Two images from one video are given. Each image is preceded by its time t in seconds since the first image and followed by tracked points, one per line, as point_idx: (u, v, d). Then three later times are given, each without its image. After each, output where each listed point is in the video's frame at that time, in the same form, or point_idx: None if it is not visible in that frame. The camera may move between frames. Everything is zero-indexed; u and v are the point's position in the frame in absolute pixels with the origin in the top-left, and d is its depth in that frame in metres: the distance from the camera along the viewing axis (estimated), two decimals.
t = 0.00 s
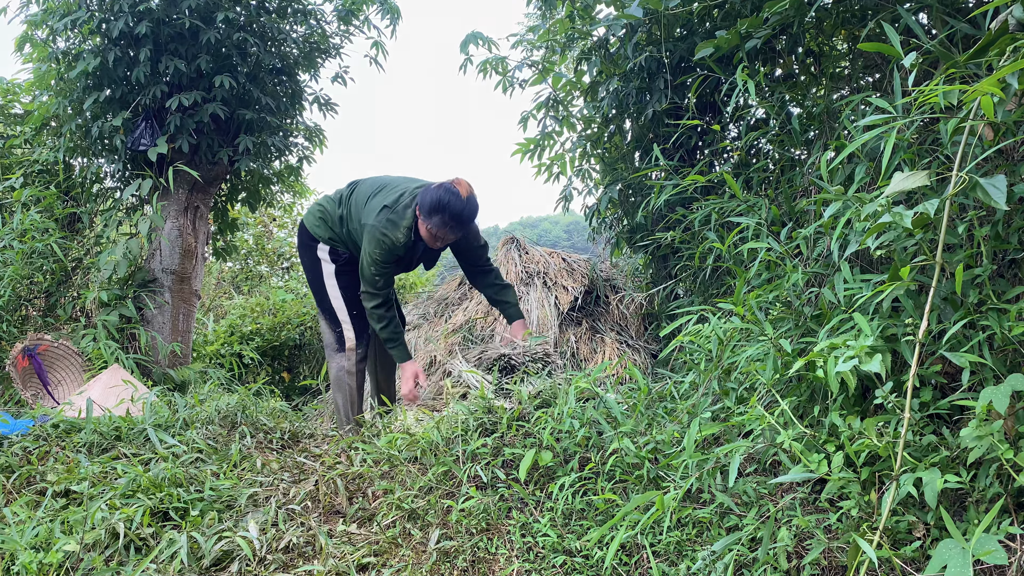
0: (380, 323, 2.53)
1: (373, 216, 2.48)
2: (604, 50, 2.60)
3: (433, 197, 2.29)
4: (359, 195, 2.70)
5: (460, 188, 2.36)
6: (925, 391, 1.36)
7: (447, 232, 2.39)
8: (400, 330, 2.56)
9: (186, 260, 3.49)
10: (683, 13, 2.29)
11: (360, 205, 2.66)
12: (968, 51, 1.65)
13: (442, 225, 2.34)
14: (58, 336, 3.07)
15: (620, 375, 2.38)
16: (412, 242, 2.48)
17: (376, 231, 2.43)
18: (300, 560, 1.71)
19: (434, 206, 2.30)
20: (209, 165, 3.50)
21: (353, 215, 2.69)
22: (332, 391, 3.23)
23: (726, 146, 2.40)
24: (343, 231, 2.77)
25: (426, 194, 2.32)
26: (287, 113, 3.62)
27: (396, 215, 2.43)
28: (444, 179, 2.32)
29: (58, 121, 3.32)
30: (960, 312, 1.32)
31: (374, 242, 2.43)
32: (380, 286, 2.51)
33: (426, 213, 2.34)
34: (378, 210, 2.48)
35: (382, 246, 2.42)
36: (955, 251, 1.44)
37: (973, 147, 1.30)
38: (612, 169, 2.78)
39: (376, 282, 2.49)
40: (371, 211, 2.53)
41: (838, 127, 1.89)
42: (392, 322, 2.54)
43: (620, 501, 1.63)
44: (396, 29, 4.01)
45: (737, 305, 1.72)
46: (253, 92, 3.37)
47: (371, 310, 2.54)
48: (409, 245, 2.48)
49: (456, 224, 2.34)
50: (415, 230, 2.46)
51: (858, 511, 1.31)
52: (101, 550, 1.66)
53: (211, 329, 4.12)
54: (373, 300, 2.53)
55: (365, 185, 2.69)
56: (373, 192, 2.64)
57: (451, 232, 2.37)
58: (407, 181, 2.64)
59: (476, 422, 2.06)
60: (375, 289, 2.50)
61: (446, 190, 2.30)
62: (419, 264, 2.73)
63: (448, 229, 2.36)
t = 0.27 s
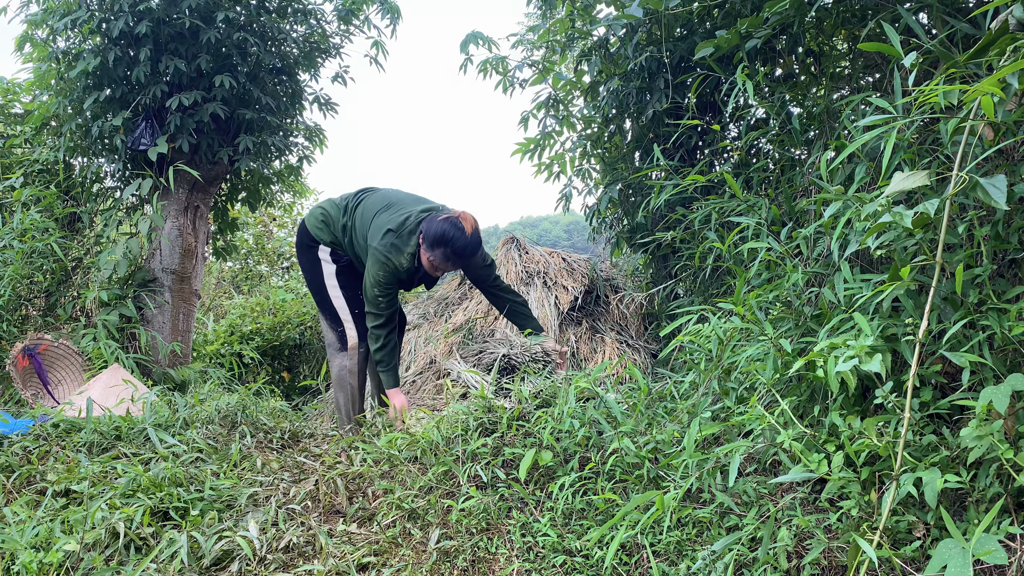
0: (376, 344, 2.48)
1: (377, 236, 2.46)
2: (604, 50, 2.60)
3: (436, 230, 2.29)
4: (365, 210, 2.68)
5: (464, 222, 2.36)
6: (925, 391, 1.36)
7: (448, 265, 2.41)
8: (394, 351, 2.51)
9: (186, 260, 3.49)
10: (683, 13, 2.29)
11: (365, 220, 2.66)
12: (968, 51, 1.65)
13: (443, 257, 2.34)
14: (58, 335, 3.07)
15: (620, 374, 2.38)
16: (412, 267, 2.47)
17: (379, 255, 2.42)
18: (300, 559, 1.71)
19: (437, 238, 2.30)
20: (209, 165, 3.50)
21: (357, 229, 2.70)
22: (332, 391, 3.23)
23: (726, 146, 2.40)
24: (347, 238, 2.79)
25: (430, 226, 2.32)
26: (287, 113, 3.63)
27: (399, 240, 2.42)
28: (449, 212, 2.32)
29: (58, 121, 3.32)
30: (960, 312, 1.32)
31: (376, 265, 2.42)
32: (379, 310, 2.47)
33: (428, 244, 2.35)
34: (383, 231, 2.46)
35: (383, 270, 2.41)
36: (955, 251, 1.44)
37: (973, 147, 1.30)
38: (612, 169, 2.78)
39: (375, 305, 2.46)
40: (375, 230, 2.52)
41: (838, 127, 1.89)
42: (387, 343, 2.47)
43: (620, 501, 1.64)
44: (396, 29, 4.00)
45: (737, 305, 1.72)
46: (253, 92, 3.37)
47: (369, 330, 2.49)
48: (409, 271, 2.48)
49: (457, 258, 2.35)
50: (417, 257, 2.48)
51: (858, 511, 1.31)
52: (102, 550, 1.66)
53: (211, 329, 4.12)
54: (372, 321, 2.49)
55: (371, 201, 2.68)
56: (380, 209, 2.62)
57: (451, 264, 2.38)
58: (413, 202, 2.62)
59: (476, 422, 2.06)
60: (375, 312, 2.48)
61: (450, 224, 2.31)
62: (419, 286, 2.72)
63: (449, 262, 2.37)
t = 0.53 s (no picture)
0: (375, 352, 2.47)
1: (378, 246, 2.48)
2: (604, 50, 2.59)
3: (436, 247, 2.32)
4: (368, 217, 2.69)
5: (463, 240, 2.39)
6: (925, 391, 1.36)
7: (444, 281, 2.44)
8: (393, 359, 2.50)
9: (186, 260, 3.49)
10: (683, 12, 2.28)
11: (367, 227, 2.67)
12: (969, 51, 1.65)
13: (441, 273, 2.37)
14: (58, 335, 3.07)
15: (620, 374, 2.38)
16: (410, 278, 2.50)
17: (379, 265, 2.44)
18: (300, 559, 1.72)
19: (436, 254, 2.33)
20: (209, 164, 3.49)
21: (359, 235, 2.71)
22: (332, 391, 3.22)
23: (727, 146, 2.40)
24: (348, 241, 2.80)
25: (430, 241, 2.35)
26: (287, 112, 3.63)
27: (399, 252, 2.44)
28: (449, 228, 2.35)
29: (58, 120, 3.32)
30: (961, 312, 1.32)
31: (375, 274, 2.44)
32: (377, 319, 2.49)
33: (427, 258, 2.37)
34: (384, 242, 2.48)
35: (382, 280, 2.43)
36: (955, 251, 1.44)
37: (973, 147, 1.30)
38: (613, 169, 2.78)
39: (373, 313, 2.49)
40: (376, 239, 2.54)
41: (839, 127, 1.89)
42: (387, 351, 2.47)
43: (621, 501, 1.64)
44: (397, 29, 4.00)
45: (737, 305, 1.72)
46: (253, 92, 3.36)
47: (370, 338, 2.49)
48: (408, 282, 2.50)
49: (455, 275, 2.38)
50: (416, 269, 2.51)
51: (858, 511, 1.31)
52: (102, 549, 1.66)
53: (211, 328, 4.11)
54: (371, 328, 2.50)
55: (374, 208, 2.69)
56: (383, 218, 2.63)
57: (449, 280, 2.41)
58: (415, 212, 2.64)
59: (476, 421, 2.06)
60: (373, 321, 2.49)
61: (450, 242, 2.34)
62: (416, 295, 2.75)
63: (447, 277, 2.40)
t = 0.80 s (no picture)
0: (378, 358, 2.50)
1: (380, 249, 2.48)
2: (605, 49, 2.59)
3: (442, 245, 2.33)
4: (367, 220, 2.69)
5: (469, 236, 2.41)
6: (926, 391, 1.36)
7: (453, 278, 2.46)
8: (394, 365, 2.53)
9: (186, 259, 3.49)
10: (684, 11, 2.28)
11: (367, 230, 2.67)
12: (969, 51, 1.65)
13: (449, 270, 2.38)
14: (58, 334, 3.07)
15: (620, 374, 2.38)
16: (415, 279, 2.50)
17: (383, 268, 2.44)
18: (300, 558, 1.72)
19: (443, 252, 2.34)
20: (209, 163, 3.49)
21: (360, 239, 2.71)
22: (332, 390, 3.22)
23: (727, 145, 2.40)
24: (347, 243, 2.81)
25: (436, 239, 2.36)
26: (287, 112, 3.62)
27: (403, 254, 2.44)
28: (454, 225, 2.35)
29: (58, 119, 3.32)
30: (961, 311, 1.32)
31: (380, 277, 2.45)
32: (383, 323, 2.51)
33: (433, 256, 2.38)
34: (386, 245, 2.48)
35: (387, 283, 2.44)
36: (956, 251, 1.44)
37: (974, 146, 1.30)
38: (613, 168, 2.77)
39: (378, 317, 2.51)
40: (378, 242, 2.53)
41: (839, 126, 1.89)
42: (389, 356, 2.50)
43: (621, 501, 1.64)
44: (397, 28, 4.00)
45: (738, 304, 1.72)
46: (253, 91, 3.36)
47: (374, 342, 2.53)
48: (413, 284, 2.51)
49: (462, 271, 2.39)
50: (420, 270, 2.51)
51: (859, 510, 1.31)
52: (102, 549, 1.66)
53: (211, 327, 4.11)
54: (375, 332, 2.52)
55: (373, 211, 2.69)
56: (383, 220, 2.63)
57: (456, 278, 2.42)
58: (414, 213, 2.64)
59: (477, 421, 2.06)
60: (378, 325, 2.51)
61: (456, 238, 2.34)
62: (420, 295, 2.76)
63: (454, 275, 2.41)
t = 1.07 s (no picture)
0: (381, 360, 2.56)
1: (387, 252, 2.52)
2: (605, 49, 2.59)
3: (464, 233, 2.46)
4: (368, 223, 2.70)
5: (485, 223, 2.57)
6: (926, 391, 1.36)
7: (472, 264, 2.59)
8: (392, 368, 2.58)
9: (186, 258, 3.48)
10: (684, 11, 2.28)
11: (369, 232, 2.69)
12: (970, 51, 1.65)
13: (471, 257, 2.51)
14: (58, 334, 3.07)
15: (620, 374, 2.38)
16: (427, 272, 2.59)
17: (394, 268, 2.49)
18: (300, 558, 1.72)
19: (465, 240, 2.46)
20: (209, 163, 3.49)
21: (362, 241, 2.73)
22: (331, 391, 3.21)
23: (728, 145, 2.40)
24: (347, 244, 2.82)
25: (455, 229, 2.47)
26: (288, 111, 3.62)
27: (414, 252, 2.51)
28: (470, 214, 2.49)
29: (58, 119, 3.31)
30: (961, 312, 1.32)
31: (392, 278, 2.50)
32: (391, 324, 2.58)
33: (454, 245, 2.49)
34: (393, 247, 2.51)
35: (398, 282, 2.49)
36: (956, 251, 1.44)
37: (975, 146, 1.30)
38: (613, 168, 2.77)
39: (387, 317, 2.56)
40: (383, 244, 2.56)
41: (840, 126, 1.89)
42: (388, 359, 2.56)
43: (621, 501, 1.64)
44: (397, 27, 4.00)
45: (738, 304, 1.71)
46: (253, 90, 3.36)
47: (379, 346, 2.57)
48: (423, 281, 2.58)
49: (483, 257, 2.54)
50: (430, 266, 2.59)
51: (860, 511, 1.31)
52: (102, 548, 1.66)
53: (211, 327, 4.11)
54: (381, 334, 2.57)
55: (374, 213, 2.71)
56: (385, 223, 2.65)
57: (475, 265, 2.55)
58: (416, 214, 2.68)
59: (477, 420, 2.06)
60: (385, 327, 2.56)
61: (476, 226, 2.49)
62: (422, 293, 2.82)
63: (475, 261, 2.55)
